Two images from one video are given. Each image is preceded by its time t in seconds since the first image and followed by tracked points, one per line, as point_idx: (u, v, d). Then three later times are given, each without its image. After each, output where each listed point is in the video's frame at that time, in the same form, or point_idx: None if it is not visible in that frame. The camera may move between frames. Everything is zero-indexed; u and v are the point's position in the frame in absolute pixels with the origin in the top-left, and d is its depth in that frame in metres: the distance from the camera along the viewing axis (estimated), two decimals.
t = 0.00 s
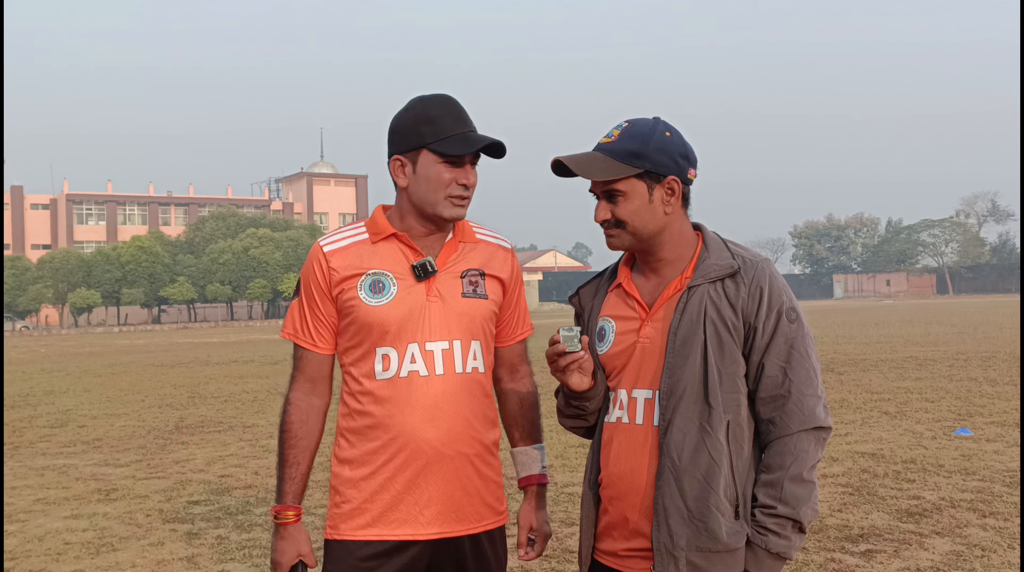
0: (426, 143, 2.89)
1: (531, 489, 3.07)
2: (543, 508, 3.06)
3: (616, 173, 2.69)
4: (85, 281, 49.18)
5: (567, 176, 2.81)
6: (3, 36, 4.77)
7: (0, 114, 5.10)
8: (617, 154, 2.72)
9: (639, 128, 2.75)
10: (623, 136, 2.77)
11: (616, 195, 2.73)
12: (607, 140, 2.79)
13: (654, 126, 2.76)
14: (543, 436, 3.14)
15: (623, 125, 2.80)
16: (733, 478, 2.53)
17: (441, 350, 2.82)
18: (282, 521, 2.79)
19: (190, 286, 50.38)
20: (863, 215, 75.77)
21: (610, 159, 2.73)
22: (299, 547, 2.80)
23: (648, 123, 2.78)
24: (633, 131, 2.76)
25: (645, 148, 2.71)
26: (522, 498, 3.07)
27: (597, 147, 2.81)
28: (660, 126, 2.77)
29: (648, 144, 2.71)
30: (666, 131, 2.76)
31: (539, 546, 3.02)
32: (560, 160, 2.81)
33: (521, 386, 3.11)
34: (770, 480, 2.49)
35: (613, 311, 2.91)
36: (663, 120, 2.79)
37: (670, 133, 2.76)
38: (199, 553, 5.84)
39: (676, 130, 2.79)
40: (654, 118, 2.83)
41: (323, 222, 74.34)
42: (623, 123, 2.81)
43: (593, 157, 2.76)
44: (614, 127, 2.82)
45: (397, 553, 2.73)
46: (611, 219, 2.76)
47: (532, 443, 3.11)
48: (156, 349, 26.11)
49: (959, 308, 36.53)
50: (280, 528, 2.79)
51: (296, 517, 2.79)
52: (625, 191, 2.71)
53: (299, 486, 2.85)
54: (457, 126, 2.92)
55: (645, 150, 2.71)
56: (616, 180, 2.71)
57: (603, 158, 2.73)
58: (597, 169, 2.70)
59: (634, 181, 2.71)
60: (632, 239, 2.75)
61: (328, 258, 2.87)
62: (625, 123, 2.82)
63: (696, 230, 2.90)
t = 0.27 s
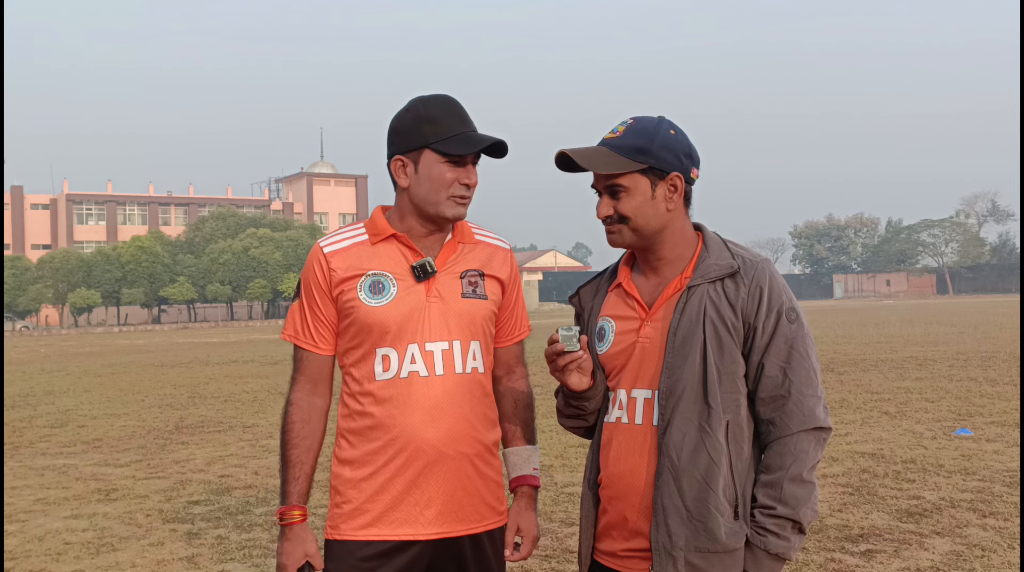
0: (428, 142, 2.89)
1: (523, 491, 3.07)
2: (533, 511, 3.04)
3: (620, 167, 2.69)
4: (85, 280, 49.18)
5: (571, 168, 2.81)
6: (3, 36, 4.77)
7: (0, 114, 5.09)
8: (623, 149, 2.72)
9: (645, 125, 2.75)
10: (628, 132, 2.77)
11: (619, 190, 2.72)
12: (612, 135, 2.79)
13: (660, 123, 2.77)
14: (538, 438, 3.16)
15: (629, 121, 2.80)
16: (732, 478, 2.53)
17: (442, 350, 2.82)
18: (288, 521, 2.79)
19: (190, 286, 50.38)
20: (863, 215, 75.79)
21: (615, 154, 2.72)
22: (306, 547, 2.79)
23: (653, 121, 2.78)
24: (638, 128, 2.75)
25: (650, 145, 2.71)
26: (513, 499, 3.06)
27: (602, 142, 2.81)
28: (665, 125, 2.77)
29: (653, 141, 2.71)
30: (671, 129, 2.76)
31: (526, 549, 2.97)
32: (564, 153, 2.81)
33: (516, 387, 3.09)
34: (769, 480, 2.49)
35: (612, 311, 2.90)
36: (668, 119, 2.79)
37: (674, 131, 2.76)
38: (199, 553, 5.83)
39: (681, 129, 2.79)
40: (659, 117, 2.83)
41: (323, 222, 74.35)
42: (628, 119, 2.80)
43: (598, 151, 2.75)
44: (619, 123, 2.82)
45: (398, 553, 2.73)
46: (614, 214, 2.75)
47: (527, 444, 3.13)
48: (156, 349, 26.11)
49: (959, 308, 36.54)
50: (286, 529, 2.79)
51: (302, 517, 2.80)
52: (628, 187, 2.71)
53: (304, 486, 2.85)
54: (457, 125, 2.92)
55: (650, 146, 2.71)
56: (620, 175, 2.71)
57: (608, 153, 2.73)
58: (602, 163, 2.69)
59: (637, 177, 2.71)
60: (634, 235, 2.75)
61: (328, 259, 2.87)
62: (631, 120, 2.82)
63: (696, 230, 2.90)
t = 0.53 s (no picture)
0: (429, 141, 2.89)
1: (530, 491, 3.06)
2: (541, 510, 3.04)
3: (624, 172, 2.67)
4: (85, 281, 49.18)
5: (574, 173, 2.80)
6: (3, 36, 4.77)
7: (1, 114, 5.09)
8: (625, 153, 2.71)
9: (645, 127, 2.75)
10: (630, 135, 2.77)
11: (623, 194, 2.71)
12: (613, 138, 2.78)
13: (660, 124, 2.77)
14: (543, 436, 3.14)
15: (628, 124, 2.80)
16: (732, 478, 2.53)
17: (441, 350, 2.82)
18: (280, 514, 2.78)
19: (190, 286, 50.38)
20: (863, 215, 75.79)
21: (618, 158, 2.72)
22: (300, 538, 2.78)
23: (653, 122, 2.78)
24: (639, 130, 2.75)
25: (653, 147, 2.71)
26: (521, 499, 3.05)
27: (603, 146, 2.80)
28: (665, 126, 2.77)
29: (655, 144, 2.71)
30: (671, 130, 2.76)
31: (537, 548, 2.99)
32: (566, 159, 2.80)
33: (519, 386, 3.10)
34: (769, 480, 2.49)
35: (612, 311, 2.90)
36: (667, 120, 2.80)
37: (675, 132, 2.76)
38: (199, 553, 5.84)
39: (680, 130, 2.80)
40: (658, 117, 2.84)
41: (323, 222, 74.35)
42: (627, 122, 2.80)
43: (600, 156, 2.74)
44: (619, 126, 2.82)
45: (398, 553, 2.73)
46: (618, 218, 2.74)
47: (532, 444, 3.11)
48: (156, 349, 26.10)
49: (959, 308, 36.55)
50: (279, 522, 2.78)
51: (295, 510, 2.79)
52: (631, 190, 2.70)
53: (299, 480, 2.85)
54: (458, 124, 2.92)
55: (653, 149, 2.71)
56: (624, 180, 2.69)
57: (611, 157, 2.72)
58: (606, 167, 2.69)
59: (641, 179, 2.70)
60: (637, 238, 2.74)
61: (328, 259, 2.87)
62: (630, 121, 2.81)
63: (696, 230, 2.90)
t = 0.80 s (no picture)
0: (429, 143, 2.90)
1: (530, 493, 3.06)
2: (541, 512, 3.04)
3: (627, 170, 2.67)
4: (85, 281, 49.18)
5: (576, 171, 2.80)
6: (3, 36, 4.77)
7: (1, 113, 5.09)
8: (628, 152, 2.71)
9: (649, 126, 2.75)
10: (632, 134, 2.77)
11: (625, 192, 2.71)
12: (616, 137, 2.79)
13: (663, 124, 2.77)
14: (543, 438, 3.14)
15: (632, 123, 2.80)
16: (730, 477, 2.53)
17: (441, 350, 2.82)
18: (278, 510, 2.78)
19: (190, 286, 50.40)
20: (863, 215, 75.79)
21: (620, 156, 2.72)
22: (297, 534, 2.77)
23: (656, 122, 2.78)
24: (643, 129, 2.75)
25: (655, 146, 2.71)
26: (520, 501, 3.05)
27: (606, 144, 2.80)
28: (668, 126, 2.77)
29: (658, 143, 2.71)
30: (674, 131, 2.76)
31: (536, 550, 3.00)
32: (569, 156, 2.80)
33: (519, 387, 3.10)
34: (768, 480, 2.49)
35: (612, 310, 2.90)
36: (670, 120, 2.80)
37: (678, 132, 2.76)
38: (199, 553, 5.83)
39: (683, 130, 2.80)
40: (661, 118, 2.84)
41: (323, 222, 74.35)
42: (631, 121, 2.81)
43: (603, 154, 2.74)
44: (622, 124, 2.82)
45: (398, 553, 2.73)
46: (619, 216, 2.74)
47: (532, 447, 3.11)
48: (156, 349, 26.09)
49: (959, 307, 36.56)
50: (275, 518, 2.78)
51: (292, 506, 2.78)
52: (634, 189, 2.70)
53: (297, 477, 2.85)
54: (458, 126, 2.92)
55: (656, 148, 2.71)
56: (626, 178, 2.69)
57: (613, 155, 2.72)
58: (608, 165, 2.69)
59: (643, 179, 2.71)
60: (638, 237, 2.74)
61: (328, 258, 2.87)
62: (634, 121, 2.81)
63: (696, 231, 2.90)
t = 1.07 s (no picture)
0: (425, 139, 2.90)
1: (528, 493, 3.07)
2: (539, 512, 3.05)
3: (624, 171, 2.67)
4: (85, 280, 49.17)
5: (574, 172, 2.80)
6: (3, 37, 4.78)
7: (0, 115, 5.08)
8: (625, 152, 2.72)
9: (646, 126, 2.75)
10: (630, 134, 2.77)
11: (624, 193, 2.71)
12: (614, 138, 2.79)
13: (661, 124, 2.77)
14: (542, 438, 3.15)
15: (629, 123, 2.80)
16: (732, 477, 2.53)
17: (442, 350, 2.82)
18: (280, 521, 2.78)
19: (190, 286, 50.40)
20: (863, 215, 75.80)
21: (618, 157, 2.72)
22: (298, 546, 2.80)
23: (654, 122, 2.78)
24: (640, 130, 2.75)
25: (653, 147, 2.71)
26: (518, 501, 3.06)
27: (603, 145, 2.81)
28: (666, 126, 2.77)
29: (656, 144, 2.71)
30: (672, 130, 2.76)
31: (533, 550, 3.00)
32: (567, 157, 2.80)
33: (519, 388, 3.10)
34: (768, 480, 2.50)
35: (612, 310, 2.90)
36: (668, 120, 2.80)
37: (676, 132, 2.76)
38: (199, 553, 5.84)
39: (681, 130, 2.80)
40: (658, 118, 2.84)
41: (323, 222, 74.34)
42: (628, 121, 2.80)
43: (600, 155, 2.74)
44: (619, 125, 2.82)
45: (398, 553, 2.73)
46: (618, 217, 2.74)
47: (531, 448, 3.12)
48: (156, 349, 26.10)
49: (959, 307, 36.58)
50: (278, 528, 2.79)
51: (294, 517, 2.79)
52: (632, 190, 2.70)
53: (298, 487, 2.85)
54: (455, 122, 2.91)
55: (653, 148, 2.71)
56: (624, 178, 2.70)
57: (611, 156, 2.72)
58: (606, 166, 2.69)
59: (641, 179, 2.71)
60: (637, 237, 2.74)
61: (329, 258, 2.87)
62: (632, 120, 2.81)
63: (696, 230, 2.90)
